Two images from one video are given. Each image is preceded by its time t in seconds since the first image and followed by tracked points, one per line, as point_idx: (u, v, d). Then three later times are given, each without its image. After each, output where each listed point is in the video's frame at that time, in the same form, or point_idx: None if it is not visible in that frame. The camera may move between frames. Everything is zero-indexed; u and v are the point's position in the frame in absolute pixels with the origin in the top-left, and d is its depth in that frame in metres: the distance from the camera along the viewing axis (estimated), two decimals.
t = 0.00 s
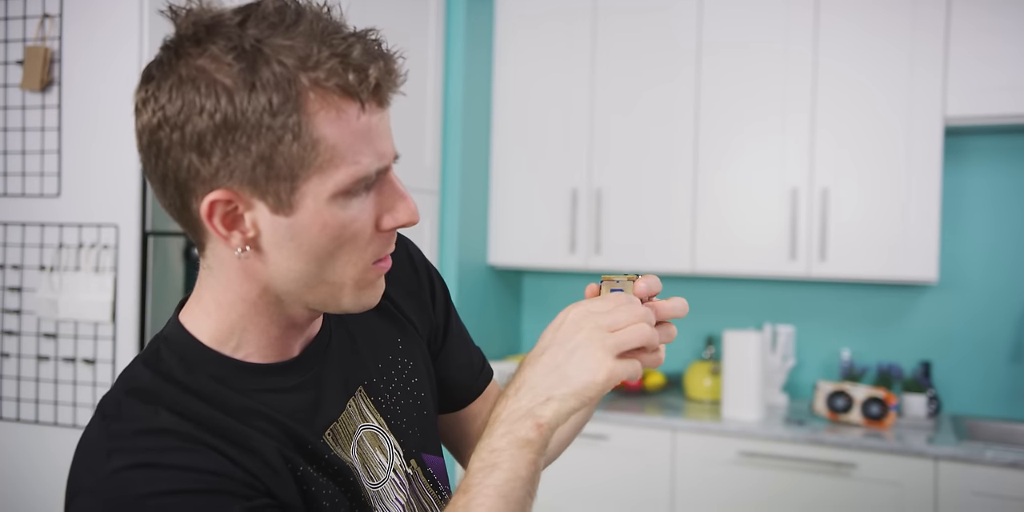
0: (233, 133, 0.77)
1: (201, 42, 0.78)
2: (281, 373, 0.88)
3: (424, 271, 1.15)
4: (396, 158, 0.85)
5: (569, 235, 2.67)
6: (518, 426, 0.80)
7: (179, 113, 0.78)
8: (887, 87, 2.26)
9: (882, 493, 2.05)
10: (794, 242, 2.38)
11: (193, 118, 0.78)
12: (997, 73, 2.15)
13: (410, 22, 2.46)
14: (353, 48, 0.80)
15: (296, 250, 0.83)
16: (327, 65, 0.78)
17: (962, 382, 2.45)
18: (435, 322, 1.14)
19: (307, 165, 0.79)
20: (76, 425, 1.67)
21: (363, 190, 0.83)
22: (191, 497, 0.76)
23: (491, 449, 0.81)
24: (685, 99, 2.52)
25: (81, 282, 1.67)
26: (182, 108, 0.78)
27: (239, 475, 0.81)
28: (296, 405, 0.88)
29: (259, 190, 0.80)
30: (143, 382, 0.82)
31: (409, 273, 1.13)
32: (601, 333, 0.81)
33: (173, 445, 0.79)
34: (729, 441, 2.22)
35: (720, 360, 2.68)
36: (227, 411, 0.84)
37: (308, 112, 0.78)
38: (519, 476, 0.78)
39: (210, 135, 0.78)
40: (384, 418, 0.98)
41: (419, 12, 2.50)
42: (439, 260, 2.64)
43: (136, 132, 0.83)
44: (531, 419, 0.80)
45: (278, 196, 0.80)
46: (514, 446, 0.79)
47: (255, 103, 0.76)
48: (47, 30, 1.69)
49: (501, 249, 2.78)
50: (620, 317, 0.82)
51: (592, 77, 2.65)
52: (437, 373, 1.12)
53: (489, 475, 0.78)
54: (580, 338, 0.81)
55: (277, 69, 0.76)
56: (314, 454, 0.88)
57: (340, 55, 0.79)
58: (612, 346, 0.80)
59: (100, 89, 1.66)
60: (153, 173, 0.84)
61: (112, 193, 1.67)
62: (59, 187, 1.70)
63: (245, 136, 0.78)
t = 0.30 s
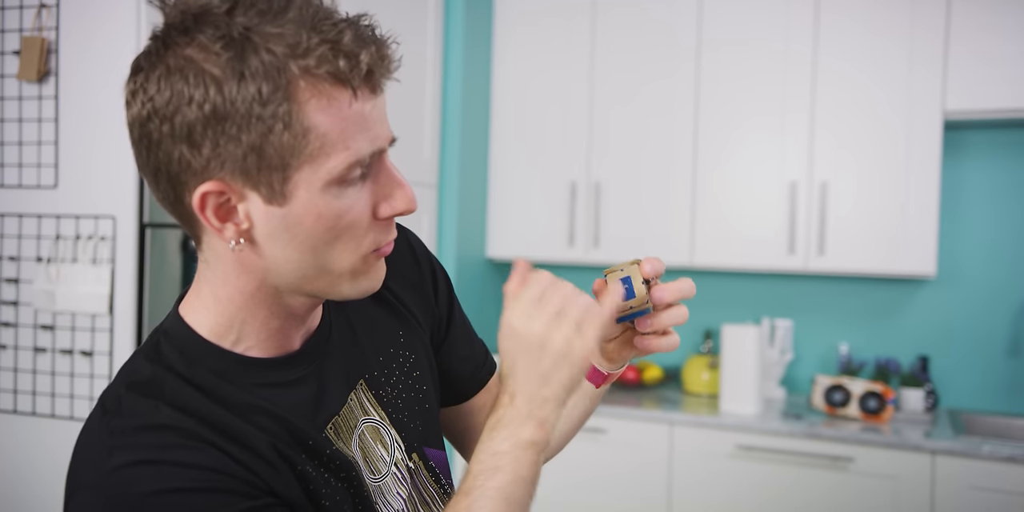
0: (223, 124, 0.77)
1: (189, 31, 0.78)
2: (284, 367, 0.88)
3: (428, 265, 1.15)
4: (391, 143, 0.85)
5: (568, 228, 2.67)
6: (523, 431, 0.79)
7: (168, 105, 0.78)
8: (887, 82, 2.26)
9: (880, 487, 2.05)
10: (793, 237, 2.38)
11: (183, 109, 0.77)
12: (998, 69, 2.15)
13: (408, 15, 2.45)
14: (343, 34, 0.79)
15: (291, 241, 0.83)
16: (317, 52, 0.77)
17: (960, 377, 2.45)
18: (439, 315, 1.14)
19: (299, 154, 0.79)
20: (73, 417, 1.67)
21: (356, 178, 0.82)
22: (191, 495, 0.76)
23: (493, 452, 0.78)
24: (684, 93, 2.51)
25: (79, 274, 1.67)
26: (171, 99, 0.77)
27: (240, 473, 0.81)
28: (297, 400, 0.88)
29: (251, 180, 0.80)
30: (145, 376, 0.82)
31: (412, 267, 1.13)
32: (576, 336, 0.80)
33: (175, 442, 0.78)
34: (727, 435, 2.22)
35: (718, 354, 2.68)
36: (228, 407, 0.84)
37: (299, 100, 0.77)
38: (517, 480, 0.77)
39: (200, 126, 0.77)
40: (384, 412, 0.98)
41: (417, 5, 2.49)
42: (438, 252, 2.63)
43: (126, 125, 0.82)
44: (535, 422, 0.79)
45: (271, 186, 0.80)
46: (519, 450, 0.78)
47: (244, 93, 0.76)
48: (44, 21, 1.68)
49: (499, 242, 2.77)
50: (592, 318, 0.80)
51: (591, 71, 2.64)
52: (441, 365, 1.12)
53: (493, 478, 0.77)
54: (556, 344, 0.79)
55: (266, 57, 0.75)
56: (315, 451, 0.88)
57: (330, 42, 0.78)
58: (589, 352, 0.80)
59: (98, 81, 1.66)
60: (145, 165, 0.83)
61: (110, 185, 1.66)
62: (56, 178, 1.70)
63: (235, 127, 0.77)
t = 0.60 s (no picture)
0: (222, 127, 0.76)
1: (189, 32, 0.77)
2: (281, 369, 0.88)
3: (428, 262, 1.15)
4: (393, 147, 0.85)
5: (566, 228, 2.66)
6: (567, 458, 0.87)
7: (167, 107, 0.77)
8: (886, 81, 2.25)
9: (879, 487, 2.05)
10: (792, 236, 2.37)
11: (182, 111, 0.76)
12: (997, 69, 2.15)
13: (406, 15, 2.44)
14: (345, 38, 0.79)
15: (289, 246, 0.82)
16: (318, 56, 0.76)
17: (958, 377, 2.45)
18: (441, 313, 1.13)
19: (299, 159, 0.78)
20: (70, 418, 1.66)
21: (357, 184, 0.82)
22: (182, 497, 0.75)
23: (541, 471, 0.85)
24: (683, 93, 2.51)
25: (77, 274, 1.66)
26: (169, 101, 0.76)
27: (233, 476, 0.80)
28: (292, 402, 0.88)
29: (251, 185, 0.79)
30: (138, 376, 0.81)
31: (415, 269, 1.13)
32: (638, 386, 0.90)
33: (167, 443, 0.78)
34: (725, 435, 2.22)
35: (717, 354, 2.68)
36: (222, 409, 0.83)
37: (299, 105, 0.77)
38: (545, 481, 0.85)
39: (199, 129, 0.77)
40: (383, 416, 0.97)
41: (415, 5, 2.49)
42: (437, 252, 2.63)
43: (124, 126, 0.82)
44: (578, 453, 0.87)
45: (270, 192, 0.79)
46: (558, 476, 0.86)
47: (243, 96, 0.75)
48: (40, 19, 1.67)
49: (497, 242, 2.77)
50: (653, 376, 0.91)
51: (589, 71, 2.64)
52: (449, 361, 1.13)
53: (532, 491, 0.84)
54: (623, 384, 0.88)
55: (267, 61, 0.75)
56: (310, 454, 0.87)
57: (332, 45, 0.78)
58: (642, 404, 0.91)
59: (95, 81, 1.65)
60: (143, 167, 0.83)
61: (107, 184, 1.65)
62: (53, 178, 1.69)
63: (235, 131, 0.76)
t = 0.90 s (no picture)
0: (234, 129, 0.76)
1: (201, 34, 0.76)
2: (282, 373, 0.87)
3: (424, 260, 1.15)
4: (400, 152, 0.85)
5: (566, 232, 2.66)
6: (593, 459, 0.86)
7: (178, 108, 0.76)
8: (884, 86, 2.25)
9: (880, 492, 2.05)
10: (791, 240, 2.37)
11: (193, 113, 0.76)
12: (995, 73, 2.15)
13: (406, 18, 2.44)
14: (358, 42, 0.78)
15: (296, 248, 0.82)
16: (332, 60, 0.76)
17: (958, 382, 2.45)
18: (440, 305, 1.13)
19: (308, 162, 0.78)
20: (67, 423, 1.66)
21: (365, 188, 0.82)
22: (181, 501, 0.74)
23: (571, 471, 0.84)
24: (682, 96, 2.51)
25: (74, 279, 1.66)
26: (181, 102, 0.76)
27: (232, 480, 0.79)
28: (291, 406, 0.87)
29: (260, 187, 0.79)
30: (136, 380, 0.81)
31: (409, 268, 1.13)
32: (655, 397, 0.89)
33: (166, 447, 0.77)
34: (724, 440, 2.21)
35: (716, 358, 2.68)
36: (221, 413, 0.83)
37: (311, 108, 0.77)
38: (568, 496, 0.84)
39: (210, 131, 0.76)
40: (380, 421, 0.96)
41: (415, 8, 2.49)
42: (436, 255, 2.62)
43: (133, 126, 0.81)
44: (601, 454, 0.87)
45: (279, 194, 0.79)
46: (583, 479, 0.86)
47: (257, 99, 0.75)
48: (40, 24, 1.67)
49: (497, 245, 2.77)
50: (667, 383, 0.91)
51: (589, 74, 2.64)
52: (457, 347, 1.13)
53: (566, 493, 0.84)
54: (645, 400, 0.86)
55: (280, 63, 0.74)
56: (309, 459, 0.87)
57: (344, 49, 0.77)
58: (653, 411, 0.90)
59: (93, 85, 1.65)
60: (150, 168, 0.82)
61: (105, 189, 1.65)
62: (51, 183, 1.68)
63: (246, 133, 0.76)
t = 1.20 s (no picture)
0: (232, 128, 0.75)
1: (199, 32, 0.76)
2: (275, 373, 0.87)
3: (412, 268, 1.14)
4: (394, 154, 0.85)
5: (560, 232, 2.66)
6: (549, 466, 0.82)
7: (175, 105, 0.76)
8: (878, 87, 2.26)
9: (872, 493, 2.05)
10: (784, 241, 2.38)
11: (191, 110, 0.75)
12: (987, 74, 2.16)
13: (400, 18, 2.44)
14: (356, 44, 0.78)
15: (290, 248, 0.82)
16: (330, 61, 0.76)
17: (950, 384, 2.46)
18: (424, 320, 1.12)
19: (305, 162, 0.78)
20: (58, 422, 1.65)
21: (358, 188, 0.82)
22: (178, 504, 0.75)
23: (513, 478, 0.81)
24: (676, 97, 2.51)
25: (66, 277, 1.65)
26: (178, 100, 0.75)
27: (226, 483, 0.80)
28: (284, 407, 0.87)
29: (256, 185, 0.78)
30: (130, 382, 0.80)
31: (397, 270, 1.12)
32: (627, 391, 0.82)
33: (161, 450, 0.77)
34: (717, 441, 2.22)
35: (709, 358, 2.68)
36: (216, 414, 0.83)
37: (309, 108, 0.76)
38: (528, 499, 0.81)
39: (208, 129, 0.76)
40: (371, 422, 0.96)
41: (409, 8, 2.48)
42: (430, 255, 2.62)
43: (128, 123, 0.80)
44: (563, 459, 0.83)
45: (274, 193, 0.79)
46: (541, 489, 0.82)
47: (255, 98, 0.74)
48: (32, 21, 1.67)
49: (491, 245, 2.77)
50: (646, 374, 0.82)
51: (583, 74, 2.64)
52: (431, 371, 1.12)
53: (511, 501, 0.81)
54: (605, 398, 0.80)
55: (279, 64, 0.74)
56: (303, 460, 0.87)
57: (343, 51, 0.77)
58: (629, 405, 0.83)
59: (85, 82, 1.64)
60: (143, 164, 0.81)
61: (97, 187, 1.64)
62: (43, 180, 1.68)
63: (244, 131, 0.76)
